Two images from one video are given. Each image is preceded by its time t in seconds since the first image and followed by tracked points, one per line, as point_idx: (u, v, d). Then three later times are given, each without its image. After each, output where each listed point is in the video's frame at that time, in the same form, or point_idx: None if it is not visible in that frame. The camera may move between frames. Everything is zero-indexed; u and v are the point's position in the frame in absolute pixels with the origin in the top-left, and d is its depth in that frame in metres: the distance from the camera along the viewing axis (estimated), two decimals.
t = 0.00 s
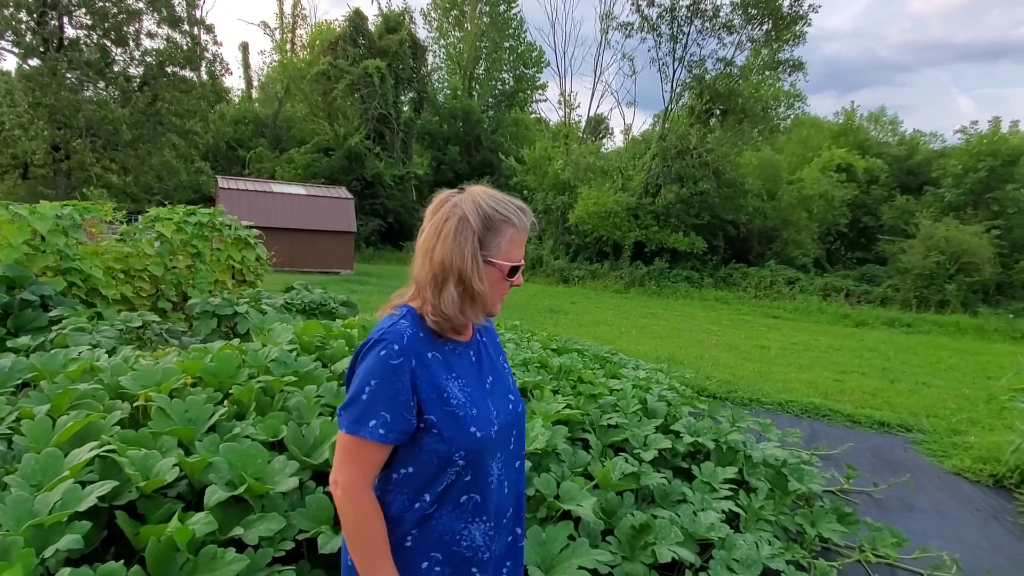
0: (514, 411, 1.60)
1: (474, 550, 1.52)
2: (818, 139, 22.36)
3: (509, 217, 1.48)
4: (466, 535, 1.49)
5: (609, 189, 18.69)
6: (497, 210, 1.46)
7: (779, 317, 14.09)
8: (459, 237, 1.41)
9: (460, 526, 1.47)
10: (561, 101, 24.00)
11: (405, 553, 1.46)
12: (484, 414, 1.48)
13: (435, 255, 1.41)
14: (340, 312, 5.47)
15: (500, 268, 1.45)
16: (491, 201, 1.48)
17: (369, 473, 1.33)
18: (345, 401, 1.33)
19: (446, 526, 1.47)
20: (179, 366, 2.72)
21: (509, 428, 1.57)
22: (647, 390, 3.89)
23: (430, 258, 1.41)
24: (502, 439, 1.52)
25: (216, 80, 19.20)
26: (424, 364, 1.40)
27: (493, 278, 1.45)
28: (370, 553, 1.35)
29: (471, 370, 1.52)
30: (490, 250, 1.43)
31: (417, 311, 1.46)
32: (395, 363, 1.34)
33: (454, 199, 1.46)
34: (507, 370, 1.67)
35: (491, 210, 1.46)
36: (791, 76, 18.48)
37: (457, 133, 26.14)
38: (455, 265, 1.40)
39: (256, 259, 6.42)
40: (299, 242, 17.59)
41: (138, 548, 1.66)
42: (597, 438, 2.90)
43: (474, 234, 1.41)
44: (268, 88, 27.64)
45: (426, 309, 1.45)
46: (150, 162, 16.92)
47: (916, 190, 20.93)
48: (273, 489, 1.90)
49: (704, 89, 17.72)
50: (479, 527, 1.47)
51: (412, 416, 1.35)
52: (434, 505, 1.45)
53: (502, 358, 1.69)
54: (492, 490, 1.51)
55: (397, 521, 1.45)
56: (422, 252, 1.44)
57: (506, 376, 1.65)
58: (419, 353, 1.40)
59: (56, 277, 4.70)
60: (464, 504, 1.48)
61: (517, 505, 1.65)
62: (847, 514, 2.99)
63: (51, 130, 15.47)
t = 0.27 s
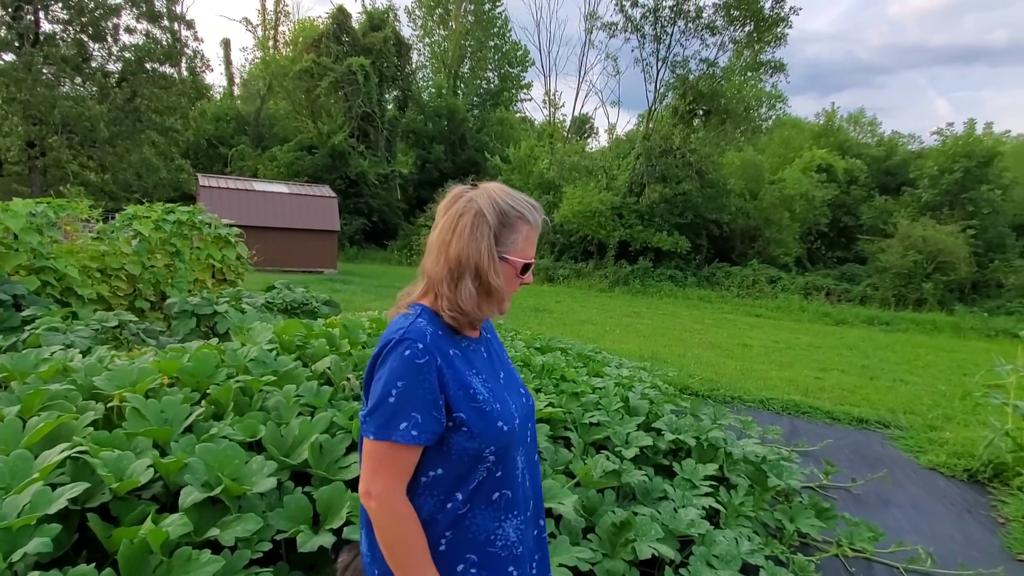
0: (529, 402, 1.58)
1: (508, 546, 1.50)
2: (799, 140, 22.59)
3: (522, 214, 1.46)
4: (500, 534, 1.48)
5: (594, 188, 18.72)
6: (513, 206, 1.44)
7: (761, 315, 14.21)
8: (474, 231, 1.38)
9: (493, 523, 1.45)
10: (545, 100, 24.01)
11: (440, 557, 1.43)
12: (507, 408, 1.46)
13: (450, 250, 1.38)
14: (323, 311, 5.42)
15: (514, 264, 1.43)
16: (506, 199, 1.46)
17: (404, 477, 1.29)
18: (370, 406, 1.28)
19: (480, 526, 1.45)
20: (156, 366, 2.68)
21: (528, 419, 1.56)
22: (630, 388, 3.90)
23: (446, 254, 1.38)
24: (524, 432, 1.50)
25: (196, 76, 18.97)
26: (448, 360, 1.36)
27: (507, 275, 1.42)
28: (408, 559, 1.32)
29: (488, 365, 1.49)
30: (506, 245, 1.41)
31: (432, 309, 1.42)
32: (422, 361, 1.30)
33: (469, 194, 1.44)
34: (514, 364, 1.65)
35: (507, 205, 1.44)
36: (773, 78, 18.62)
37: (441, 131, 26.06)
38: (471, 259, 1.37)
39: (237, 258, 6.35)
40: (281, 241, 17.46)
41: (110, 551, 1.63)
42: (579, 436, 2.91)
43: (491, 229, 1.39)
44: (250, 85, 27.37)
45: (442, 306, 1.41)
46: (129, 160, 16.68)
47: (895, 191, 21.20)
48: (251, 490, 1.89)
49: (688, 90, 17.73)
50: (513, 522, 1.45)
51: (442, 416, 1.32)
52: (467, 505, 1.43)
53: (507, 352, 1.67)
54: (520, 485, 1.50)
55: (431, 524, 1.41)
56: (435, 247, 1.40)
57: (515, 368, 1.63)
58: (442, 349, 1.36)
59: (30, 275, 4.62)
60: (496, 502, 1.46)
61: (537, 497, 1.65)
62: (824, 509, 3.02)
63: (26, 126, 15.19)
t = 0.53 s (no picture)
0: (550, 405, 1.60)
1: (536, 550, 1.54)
2: (793, 139, 22.66)
3: (560, 225, 1.46)
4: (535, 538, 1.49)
5: (589, 187, 18.72)
6: (551, 213, 1.44)
7: (755, 313, 14.25)
8: (513, 236, 1.38)
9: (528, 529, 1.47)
10: (540, 99, 24.00)
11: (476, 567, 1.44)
12: (537, 413, 1.47)
13: (485, 251, 1.38)
14: (317, 310, 5.42)
15: (545, 274, 1.43)
16: (547, 207, 1.46)
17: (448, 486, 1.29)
18: (408, 415, 1.27)
19: (515, 532, 1.46)
20: (147, 365, 2.67)
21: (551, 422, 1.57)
22: (623, 386, 3.91)
23: (480, 253, 1.37)
24: (551, 436, 1.52)
25: (189, 74, 18.88)
26: (485, 367, 1.36)
27: (539, 284, 1.42)
28: (447, 568, 1.32)
29: (515, 369, 1.50)
30: (541, 254, 1.41)
31: (462, 313, 1.42)
32: (462, 368, 1.29)
33: (510, 198, 1.44)
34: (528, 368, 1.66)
35: (547, 214, 1.44)
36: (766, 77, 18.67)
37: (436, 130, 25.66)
38: (506, 263, 1.37)
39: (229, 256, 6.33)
40: (275, 240, 17.41)
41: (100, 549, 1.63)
42: (571, 434, 2.91)
43: (529, 235, 1.39)
44: (244, 83, 27.28)
45: (469, 307, 1.40)
46: (121, 158, 16.61)
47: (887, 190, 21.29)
48: (243, 488, 1.89)
49: (682, 89, 17.72)
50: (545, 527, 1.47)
51: (482, 422, 1.32)
52: (504, 513, 1.43)
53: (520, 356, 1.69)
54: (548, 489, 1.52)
55: (468, 534, 1.41)
56: (470, 247, 1.40)
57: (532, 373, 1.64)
58: (478, 356, 1.36)
59: (21, 275, 4.61)
60: (532, 507, 1.47)
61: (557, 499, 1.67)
62: (815, 506, 3.04)
63: (17, 124, 15.10)
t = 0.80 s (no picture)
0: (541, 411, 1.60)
1: (536, 558, 1.55)
2: (733, 140, 23.32)
3: (565, 238, 1.45)
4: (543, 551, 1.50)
5: (538, 184, 18.77)
6: (557, 224, 1.42)
7: (699, 308, 14.59)
8: (525, 248, 1.35)
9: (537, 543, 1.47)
10: (488, 95, 23.95)
11: None
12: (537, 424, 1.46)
13: (495, 263, 1.34)
14: (257, 308, 5.27)
15: (550, 287, 1.41)
16: (551, 219, 1.45)
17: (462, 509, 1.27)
18: (414, 436, 1.22)
19: (526, 547, 1.46)
20: (72, 366, 2.55)
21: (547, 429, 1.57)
22: (569, 381, 3.94)
23: (492, 265, 1.33)
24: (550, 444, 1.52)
25: (119, 62, 18.06)
26: (493, 383, 1.33)
27: (542, 298, 1.41)
28: None
29: (514, 380, 1.48)
30: (548, 268, 1.39)
31: (464, 326, 1.37)
32: (472, 387, 1.26)
33: (517, 208, 1.41)
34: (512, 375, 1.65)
35: (553, 227, 1.43)
36: (708, 79, 19.11)
37: (383, 124, 25.65)
38: (516, 276, 1.34)
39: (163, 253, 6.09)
40: (212, 236, 16.84)
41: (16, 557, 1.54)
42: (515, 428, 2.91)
43: (538, 249, 1.37)
44: (180, 72, 26.28)
45: (472, 319, 1.36)
46: (45, 149, 15.79)
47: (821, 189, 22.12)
48: (173, 491, 1.82)
49: (627, 88, 17.92)
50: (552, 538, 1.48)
51: (492, 442, 1.30)
52: (515, 530, 1.43)
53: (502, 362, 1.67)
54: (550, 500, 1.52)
55: (479, 555, 1.40)
56: (477, 258, 1.35)
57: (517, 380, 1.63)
58: (486, 371, 1.32)
59: None
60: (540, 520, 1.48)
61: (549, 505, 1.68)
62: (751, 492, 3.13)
63: None
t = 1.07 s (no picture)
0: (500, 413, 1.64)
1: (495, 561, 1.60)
2: (638, 141, 24.16)
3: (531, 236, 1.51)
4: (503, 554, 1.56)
5: (450, 179, 18.68)
6: (527, 225, 1.48)
7: (606, 304, 15.02)
8: (508, 252, 1.40)
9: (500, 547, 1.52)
10: (398, 86, 23.57)
11: None
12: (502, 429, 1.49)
13: (482, 269, 1.37)
14: (142, 302, 4.98)
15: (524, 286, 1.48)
16: (520, 218, 1.50)
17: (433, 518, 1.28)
18: (390, 451, 1.21)
19: (490, 551, 1.51)
20: None
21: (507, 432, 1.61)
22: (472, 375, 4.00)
23: (479, 271, 1.37)
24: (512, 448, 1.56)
25: None
26: (464, 391, 1.35)
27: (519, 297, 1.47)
28: None
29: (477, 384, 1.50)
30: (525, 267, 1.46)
31: (444, 332, 1.38)
32: (447, 396, 1.26)
33: (490, 210, 1.44)
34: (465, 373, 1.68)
35: (523, 226, 1.48)
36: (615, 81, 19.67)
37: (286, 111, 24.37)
38: (503, 281, 1.39)
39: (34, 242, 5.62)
40: (94, 225, 15.71)
41: None
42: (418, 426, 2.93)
43: (518, 250, 1.42)
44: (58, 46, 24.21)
45: (457, 326, 1.38)
46: None
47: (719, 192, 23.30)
48: (32, 505, 1.90)
49: (537, 87, 18.14)
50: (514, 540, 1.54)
51: (465, 450, 1.31)
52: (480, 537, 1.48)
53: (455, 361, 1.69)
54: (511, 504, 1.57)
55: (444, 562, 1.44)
56: (462, 264, 1.37)
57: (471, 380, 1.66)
58: (458, 377, 1.33)
59: None
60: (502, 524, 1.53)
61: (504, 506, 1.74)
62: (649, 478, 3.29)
63: None
